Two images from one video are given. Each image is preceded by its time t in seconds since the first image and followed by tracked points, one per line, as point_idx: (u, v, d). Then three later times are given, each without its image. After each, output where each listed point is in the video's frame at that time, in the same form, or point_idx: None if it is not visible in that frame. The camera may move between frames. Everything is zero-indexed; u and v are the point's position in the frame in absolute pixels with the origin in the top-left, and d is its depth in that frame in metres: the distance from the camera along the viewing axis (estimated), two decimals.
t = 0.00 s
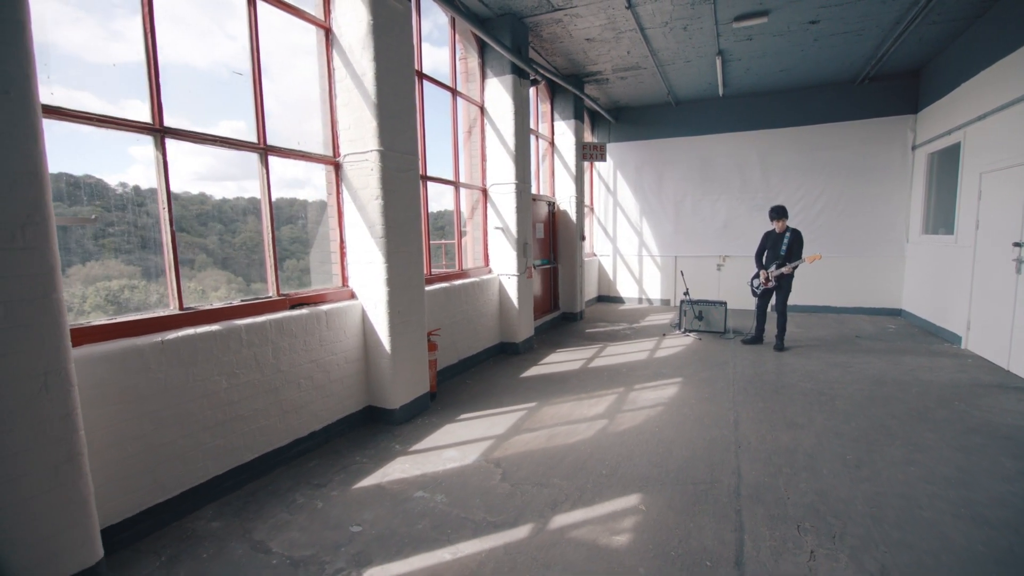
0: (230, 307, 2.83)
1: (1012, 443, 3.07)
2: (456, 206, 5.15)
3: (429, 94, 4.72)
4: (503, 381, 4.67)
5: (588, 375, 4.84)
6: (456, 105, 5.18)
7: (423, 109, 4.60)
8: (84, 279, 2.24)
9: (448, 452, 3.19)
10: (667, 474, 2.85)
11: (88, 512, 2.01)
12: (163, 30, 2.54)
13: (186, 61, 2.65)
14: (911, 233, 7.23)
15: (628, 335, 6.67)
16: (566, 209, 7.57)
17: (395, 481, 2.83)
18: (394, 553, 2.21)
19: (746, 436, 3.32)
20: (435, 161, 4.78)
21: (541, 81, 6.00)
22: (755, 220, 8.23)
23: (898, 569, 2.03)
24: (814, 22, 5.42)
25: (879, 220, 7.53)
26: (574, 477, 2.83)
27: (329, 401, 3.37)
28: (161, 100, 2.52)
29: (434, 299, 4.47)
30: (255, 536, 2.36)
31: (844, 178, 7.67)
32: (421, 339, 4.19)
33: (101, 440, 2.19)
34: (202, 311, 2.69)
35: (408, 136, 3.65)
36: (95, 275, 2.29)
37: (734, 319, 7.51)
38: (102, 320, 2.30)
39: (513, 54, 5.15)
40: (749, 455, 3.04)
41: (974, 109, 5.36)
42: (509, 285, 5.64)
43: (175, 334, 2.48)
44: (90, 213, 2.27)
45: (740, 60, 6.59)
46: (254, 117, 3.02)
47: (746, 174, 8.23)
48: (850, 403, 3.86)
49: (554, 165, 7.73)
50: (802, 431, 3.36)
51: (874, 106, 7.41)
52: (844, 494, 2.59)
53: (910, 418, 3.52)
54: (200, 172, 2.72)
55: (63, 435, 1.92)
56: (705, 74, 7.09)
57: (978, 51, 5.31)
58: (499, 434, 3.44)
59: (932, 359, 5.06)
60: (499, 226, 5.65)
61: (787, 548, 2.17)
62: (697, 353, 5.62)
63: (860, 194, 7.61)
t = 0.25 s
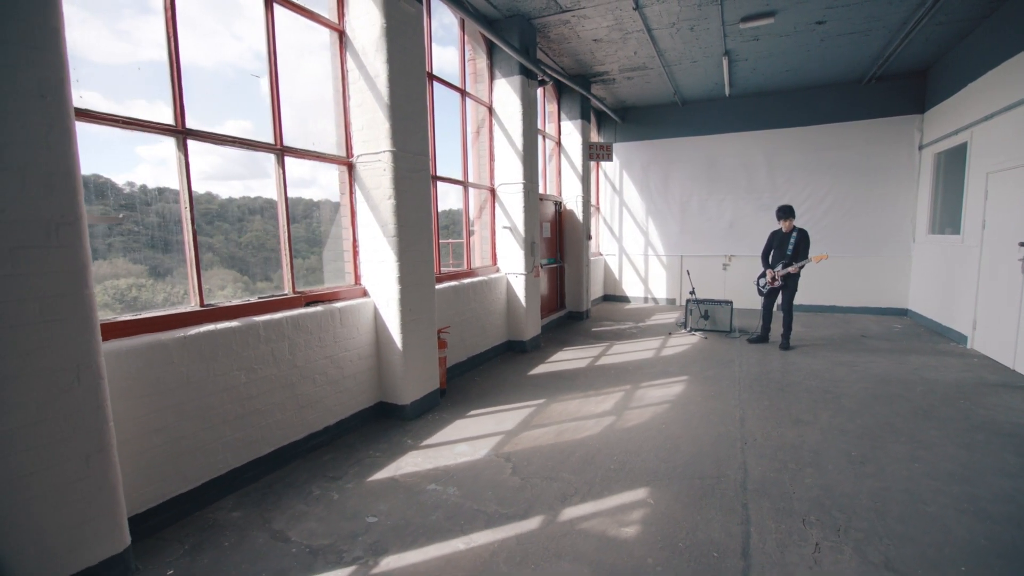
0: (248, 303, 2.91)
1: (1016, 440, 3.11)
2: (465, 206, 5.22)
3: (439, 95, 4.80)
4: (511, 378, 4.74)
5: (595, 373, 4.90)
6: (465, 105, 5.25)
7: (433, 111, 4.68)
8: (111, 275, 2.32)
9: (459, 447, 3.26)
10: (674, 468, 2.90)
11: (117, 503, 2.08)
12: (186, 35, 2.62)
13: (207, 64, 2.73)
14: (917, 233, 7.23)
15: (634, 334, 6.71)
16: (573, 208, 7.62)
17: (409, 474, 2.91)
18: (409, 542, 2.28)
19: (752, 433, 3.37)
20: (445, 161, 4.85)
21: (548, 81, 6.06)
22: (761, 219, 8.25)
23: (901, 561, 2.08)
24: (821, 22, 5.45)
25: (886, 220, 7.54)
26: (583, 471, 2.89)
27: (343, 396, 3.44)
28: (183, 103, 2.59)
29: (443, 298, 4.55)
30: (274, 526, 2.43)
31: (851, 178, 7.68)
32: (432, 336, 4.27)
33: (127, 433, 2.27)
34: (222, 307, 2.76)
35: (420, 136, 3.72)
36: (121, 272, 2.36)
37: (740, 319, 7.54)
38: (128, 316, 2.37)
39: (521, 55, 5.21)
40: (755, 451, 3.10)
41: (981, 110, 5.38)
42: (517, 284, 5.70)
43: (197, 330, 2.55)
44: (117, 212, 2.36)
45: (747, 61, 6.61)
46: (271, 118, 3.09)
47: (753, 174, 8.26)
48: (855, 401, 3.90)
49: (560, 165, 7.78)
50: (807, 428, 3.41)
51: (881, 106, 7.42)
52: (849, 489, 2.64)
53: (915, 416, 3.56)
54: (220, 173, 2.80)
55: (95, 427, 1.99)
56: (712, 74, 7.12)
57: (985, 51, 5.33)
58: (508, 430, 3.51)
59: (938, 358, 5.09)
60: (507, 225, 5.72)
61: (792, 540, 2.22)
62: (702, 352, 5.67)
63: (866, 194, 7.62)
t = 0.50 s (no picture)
0: (265, 301, 2.99)
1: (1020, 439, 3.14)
2: (473, 206, 5.29)
3: (449, 97, 4.87)
4: (519, 376, 4.80)
5: (602, 371, 4.95)
6: (474, 106, 5.31)
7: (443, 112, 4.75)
8: (137, 273, 2.40)
9: (469, 442, 3.32)
10: (681, 464, 2.96)
11: (144, 495, 2.13)
12: (207, 39, 2.69)
13: (227, 68, 2.80)
14: (924, 234, 7.24)
15: (640, 333, 6.76)
16: (579, 208, 7.67)
17: (421, 468, 2.97)
18: (423, 533, 2.34)
19: (758, 430, 3.42)
20: (454, 162, 4.93)
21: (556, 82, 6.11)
22: (767, 219, 8.28)
23: (904, 554, 2.12)
24: (828, 23, 5.48)
25: (891, 221, 7.55)
26: (592, 466, 2.95)
27: (356, 392, 3.52)
28: (204, 105, 2.67)
29: (452, 296, 4.62)
30: (292, 516, 2.50)
31: (857, 178, 7.70)
32: (442, 334, 4.34)
33: (152, 425, 2.34)
34: (240, 304, 2.84)
35: (431, 137, 3.78)
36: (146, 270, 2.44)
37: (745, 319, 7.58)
38: (152, 312, 2.45)
39: (530, 57, 5.27)
40: (761, 448, 3.15)
41: (987, 111, 5.39)
42: (524, 283, 5.76)
43: (217, 326, 2.62)
44: (139, 210, 2.43)
45: (753, 62, 6.64)
46: (287, 120, 3.16)
47: (758, 174, 8.28)
48: (860, 400, 3.94)
49: (567, 165, 7.83)
50: (813, 426, 3.45)
51: (887, 106, 7.43)
52: (854, 485, 2.68)
53: (920, 415, 3.59)
54: (239, 173, 2.88)
55: (124, 420, 2.05)
56: (718, 74, 7.15)
57: (992, 53, 5.35)
58: (517, 426, 3.57)
59: (943, 359, 5.12)
60: (514, 225, 5.78)
61: (798, 533, 2.27)
62: (708, 351, 5.72)
63: (872, 194, 7.63)
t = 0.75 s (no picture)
0: (281, 298, 3.05)
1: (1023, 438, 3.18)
2: (481, 206, 5.36)
3: (458, 99, 4.95)
4: (526, 374, 4.86)
5: (608, 370, 5.01)
6: (482, 108, 5.38)
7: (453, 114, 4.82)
8: (160, 271, 2.48)
9: (479, 438, 3.38)
10: (687, 460, 3.02)
11: (168, 485, 2.21)
12: (227, 44, 2.77)
13: (246, 71, 2.87)
14: (929, 235, 7.26)
15: (645, 333, 6.81)
16: (585, 209, 7.72)
17: (433, 462, 3.04)
18: (437, 525, 2.40)
19: (763, 428, 3.46)
20: (463, 163, 5.00)
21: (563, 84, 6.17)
22: (772, 220, 8.31)
23: (908, 548, 2.17)
24: (834, 26, 5.52)
25: (897, 222, 7.57)
26: (600, 462, 3.01)
27: (367, 388, 3.59)
28: (224, 108, 2.74)
29: (461, 295, 4.69)
30: (309, 508, 2.57)
31: (862, 179, 7.72)
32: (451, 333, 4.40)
33: (174, 418, 2.41)
34: (257, 302, 2.91)
35: (442, 139, 3.85)
36: (169, 268, 2.53)
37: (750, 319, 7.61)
38: (174, 308, 2.53)
39: (537, 59, 5.33)
40: (767, 445, 3.20)
41: (993, 113, 5.42)
42: (531, 283, 5.82)
43: (236, 322, 2.69)
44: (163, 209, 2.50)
45: (759, 63, 6.68)
46: (302, 122, 3.23)
47: (764, 175, 8.31)
48: (865, 399, 3.98)
49: (573, 166, 7.88)
50: (817, 425, 3.50)
51: (892, 108, 7.45)
52: (858, 481, 2.73)
53: (924, 414, 3.63)
54: (257, 174, 2.95)
55: (150, 413, 2.11)
56: (724, 76, 7.19)
57: (998, 55, 5.37)
58: (525, 423, 3.63)
59: (948, 359, 5.14)
60: (521, 225, 5.84)
61: (803, 527, 2.32)
62: (713, 351, 5.76)
63: (878, 196, 7.65)
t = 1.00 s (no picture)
0: (299, 296, 3.13)
1: None
2: (490, 206, 5.44)
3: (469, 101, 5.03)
4: (534, 373, 4.93)
5: (615, 369, 5.07)
6: (492, 110, 5.46)
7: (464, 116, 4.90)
8: (185, 269, 2.56)
9: (490, 434, 3.46)
10: (694, 457, 3.08)
11: (194, 475, 2.29)
12: (250, 48, 2.84)
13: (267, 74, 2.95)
14: (935, 237, 7.28)
15: (651, 333, 6.86)
16: (592, 210, 7.78)
17: (445, 457, 3.11)
18: (452, 516, 2.48)
19: (770, 426, 3.52)
20: (473, 164, 5.08)
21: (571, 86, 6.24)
22: (778, 222, 8.35)
23: (911, 542, 2.23)
24: (841, 29, 5.56)
25: (903, 224, 7.60)
26: (609, 457, 3.07)
27: (380, 384, 3.67)
28: (246, 110, 2.82)
29: (471, 294, 4.76)
30: (327, 499, 2.65)
31: (869, 181, 7.75)
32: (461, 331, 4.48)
33: (199, 411, 2.49)
34: (277, 299, 2.99)
35: (454, 140, 3.93)
36: (194, 265, 2.60)
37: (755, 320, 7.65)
38: (198, 305, 2.61)
39: (546, 62, 5.40)
40: (773, 443, 3.25)
41: (999, 116, 5.45)
42: (538, 282, 5.89)
43: (257, 319, 2.77)
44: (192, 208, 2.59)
45: (766, 66, 6.73)
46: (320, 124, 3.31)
47: (770, 177, 8.35)
48: (870, 399, 4.03)
49: (580, 167, 7.94)
50: (823, 423, 3.55)
51: (899, 110, 7.48)
52: (862, 478, 2.79)
53: (929, 414, 3.68)
54: (279, 175, 3.03)
55: (178, 405, 2.19)
56: (731, 78, 7.24)
57: (1004, 58, 5.41)
58: (535, 420, 3.70)
59: (953, 361, 5.18)
60: (530, 225, 5.92)
61: (808, 521, 2.38)
62: (719, 351, 5.81)
63: (884, 197, 7.68)
